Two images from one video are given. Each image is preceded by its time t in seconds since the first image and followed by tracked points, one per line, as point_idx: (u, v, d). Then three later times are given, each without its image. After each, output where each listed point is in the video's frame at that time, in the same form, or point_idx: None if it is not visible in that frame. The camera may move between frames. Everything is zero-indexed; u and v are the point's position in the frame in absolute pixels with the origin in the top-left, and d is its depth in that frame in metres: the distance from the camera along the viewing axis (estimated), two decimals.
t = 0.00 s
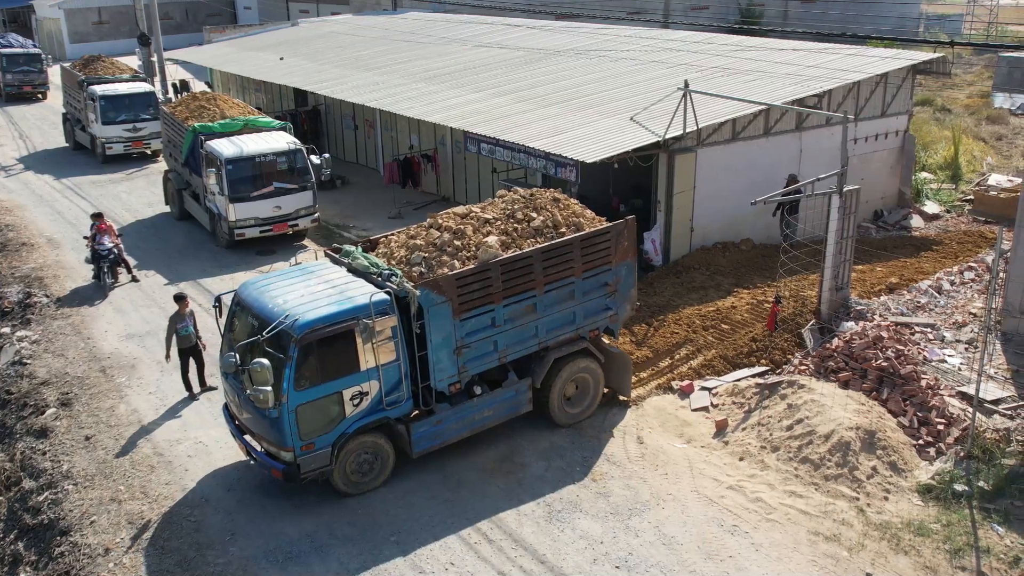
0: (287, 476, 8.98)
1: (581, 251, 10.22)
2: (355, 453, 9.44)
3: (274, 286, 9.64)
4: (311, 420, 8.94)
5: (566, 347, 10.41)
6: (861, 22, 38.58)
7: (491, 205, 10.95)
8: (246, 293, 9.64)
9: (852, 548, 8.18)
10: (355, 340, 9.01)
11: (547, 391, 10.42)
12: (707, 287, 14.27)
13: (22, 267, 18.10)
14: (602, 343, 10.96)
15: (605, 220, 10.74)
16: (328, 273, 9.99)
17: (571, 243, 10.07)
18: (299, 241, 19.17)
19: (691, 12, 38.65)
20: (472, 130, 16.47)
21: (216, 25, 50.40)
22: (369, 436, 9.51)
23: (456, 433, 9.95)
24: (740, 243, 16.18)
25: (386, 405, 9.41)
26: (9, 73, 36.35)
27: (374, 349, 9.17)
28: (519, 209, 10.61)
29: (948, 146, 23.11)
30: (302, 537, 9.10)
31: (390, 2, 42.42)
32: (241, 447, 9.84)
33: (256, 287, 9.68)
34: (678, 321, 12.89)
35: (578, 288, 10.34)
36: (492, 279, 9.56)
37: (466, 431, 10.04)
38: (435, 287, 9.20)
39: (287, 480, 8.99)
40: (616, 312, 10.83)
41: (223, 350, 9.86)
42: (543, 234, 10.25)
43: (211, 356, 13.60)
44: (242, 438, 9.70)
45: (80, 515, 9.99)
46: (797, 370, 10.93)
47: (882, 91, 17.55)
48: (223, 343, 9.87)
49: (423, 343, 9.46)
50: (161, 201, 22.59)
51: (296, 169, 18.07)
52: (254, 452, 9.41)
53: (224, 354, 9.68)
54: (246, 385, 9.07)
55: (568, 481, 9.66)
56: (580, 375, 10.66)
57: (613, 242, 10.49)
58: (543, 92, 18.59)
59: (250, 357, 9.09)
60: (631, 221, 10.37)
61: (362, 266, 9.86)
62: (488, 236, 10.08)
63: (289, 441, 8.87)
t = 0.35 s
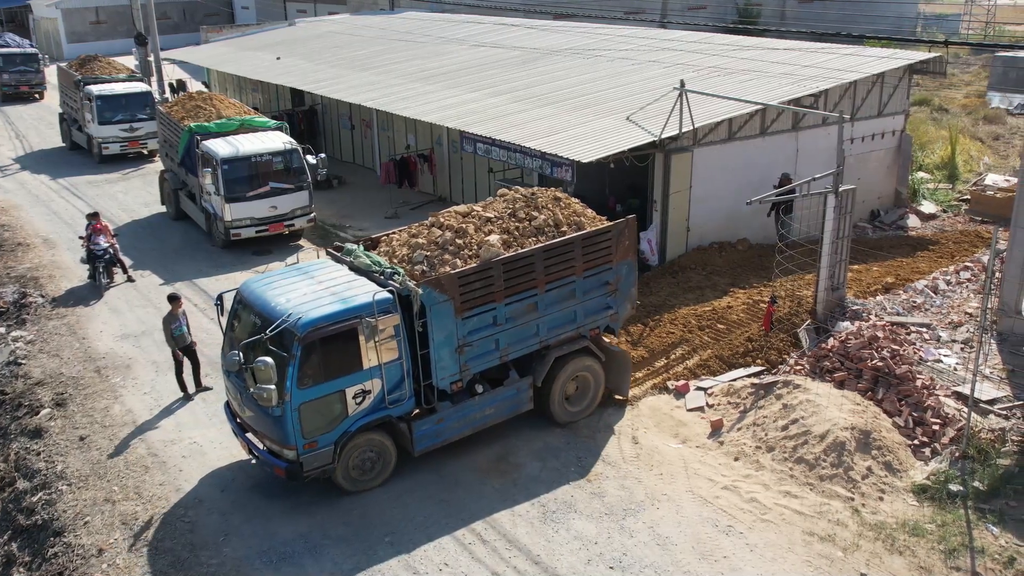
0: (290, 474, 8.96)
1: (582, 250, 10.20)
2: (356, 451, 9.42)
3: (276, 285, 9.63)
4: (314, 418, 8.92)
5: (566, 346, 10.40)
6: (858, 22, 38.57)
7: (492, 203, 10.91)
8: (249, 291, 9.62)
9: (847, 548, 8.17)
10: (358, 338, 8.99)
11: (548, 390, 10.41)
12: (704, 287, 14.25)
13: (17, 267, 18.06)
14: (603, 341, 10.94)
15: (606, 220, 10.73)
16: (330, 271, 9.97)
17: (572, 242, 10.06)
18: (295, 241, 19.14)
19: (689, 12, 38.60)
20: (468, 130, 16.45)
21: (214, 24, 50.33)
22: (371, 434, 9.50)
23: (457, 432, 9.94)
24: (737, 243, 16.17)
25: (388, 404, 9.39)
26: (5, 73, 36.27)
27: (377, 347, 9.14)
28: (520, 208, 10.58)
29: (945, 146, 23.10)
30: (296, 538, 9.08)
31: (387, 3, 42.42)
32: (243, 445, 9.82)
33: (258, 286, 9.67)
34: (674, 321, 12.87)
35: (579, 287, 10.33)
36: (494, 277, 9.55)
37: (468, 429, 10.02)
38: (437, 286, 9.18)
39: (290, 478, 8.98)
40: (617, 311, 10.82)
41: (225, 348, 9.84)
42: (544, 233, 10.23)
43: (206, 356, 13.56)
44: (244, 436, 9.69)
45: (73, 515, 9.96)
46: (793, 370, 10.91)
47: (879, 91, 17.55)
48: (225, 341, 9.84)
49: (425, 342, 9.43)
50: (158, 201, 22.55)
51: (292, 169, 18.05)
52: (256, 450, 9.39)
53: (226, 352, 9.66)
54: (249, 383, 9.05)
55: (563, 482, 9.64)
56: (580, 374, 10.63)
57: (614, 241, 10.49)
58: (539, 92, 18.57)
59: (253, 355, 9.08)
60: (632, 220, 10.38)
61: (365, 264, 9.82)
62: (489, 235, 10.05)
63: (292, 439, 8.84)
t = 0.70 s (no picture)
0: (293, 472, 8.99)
1: (584, 250, 10.18)
2: (357, 450, 9.42)
3: (279, 284, 9.61)
4: (317, 416, 8.92)
5: (568, 345, 10.37)
6: (858, 22, 38.54)
7: (494, 203, 10.86)
8: (252, 290, 9.60)
9: (842, 551, 8.13)
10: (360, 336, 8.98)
11: (549, 390, 10.38)
12: (700, 288, 14.22)
13: (14, 267, 18.03)
14: (605, 340, 10.90)
15: (607, 219, 10.70)
16: (333, 270, 9.95)
17: (573, 241, 10.04)
18: (292, 242, 19.10)
19: (688, 12, 38.55)
20: (465, 130, 16.41)
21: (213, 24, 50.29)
22: (373, 432, 9.49)
23: (459, 431, 9.91)
24: (734, 243, 16.14)
25: (391, 402, 9.36)
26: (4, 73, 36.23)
27: (380, 347, 9.12)
28: (522, 208, 10.55)
29: (944, 146, 23.07)
30: (289, 540, 9.04)
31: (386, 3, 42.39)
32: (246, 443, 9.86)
33: (261, 284, 9.66)
34: (670, 323, 12.83)
35: (581, 287, 10.30)
36: (496, 277, 9.54)
37: (470, 428, 9.99)
38: (440, 285, 9.16)
39: (293, 476, 9.03)
40: (619, 310, 10.79)
41: (228, 346, 9.86)
42: (546, 232, 10.18)
43: (201, 357, 13.53)
44: (247, 434, 9.71)
45: (66, 517, 9.92)
46: (789, 372, 10.87)
47: (876, 91, 17.52)
48: (228, 339, 9.85)
49: (427, 341, 9.41)
50: (155, 201, 22.53)
51: (289, 170, 18.01)
52: (260, 449, 9.39)
53: (229, 351, 9.66)
54: (252, 381, 9.07)
55: (557, 484, 9.60)
56: (581, 374, 10.60)
57: (616, 241, 10.46)
58: (537, 92, 18.54)
59: (256, 354, 9.07)
60: (634, 220, 10.35)
61: (367, 263, 9.74)
62: (492, 234, 10.00)
63: (295, 437, 8.83)
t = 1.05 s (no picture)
0: (292, 471, 8.91)
1: (582, 249, 10.14)
2: (357, 448, 9.37)
3: (277, 282, 9.55)
4: (316, 415, 8.85)
5: (567, 344, 10.34)
6: (854, 22, 38.51)
7: (493, 202, 10.84)
8: (249, 289, 9.53)
9: (834, 553, 8.08)
10: (354, 337, 8.89)
11: (547, 389, 10.33)
12: (694, 288, 14.17)
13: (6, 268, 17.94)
14: (603, 339, 10.86)
15: (606, 218, 10.64)
16: (330, 269, 9.88)
17: (572, 240, 10.00)
18: (285, 241, 19.03)
19: (685, 12, 38.47)
20: (458, 130, 16.34)
21: (209, 24, 50.16)
22: (371, 430, 9.43)
23: (458, 429, 9.86)
24: (728, 244, 16.11)
25: (390, 401, 9.30)
26: None
27: (378, 346, 9.07)
28: (520, 207, 10.52)
29: (939, 146, 23.02)
30: (278, 542, 8.97)
31: (383, 2, 42.33)
32: (244, 443, 9.79)
33: (259, 283, 9.59)
34: (663, 323, 12.76)
35: (579, 286, 10.26)
36: (495, 276, 9.51)
37: (469, 427, 9.94)
38: (438, 284, 9.14)
39: (292, 475, 8.94)
40: (617, 309, 10.75)
41: (225, 346, 9.77)
42: (545, 232, 10.16)
43: (193, 358, 13.46)
44: (245, 434, 9.64)
45: (55, 519, 9.84)
46: (782, 373, 10.82)
47: (872, 91, 17.45)
48: (225, 338, 9.77)
49: (426, 340, 9.38)
50: (149, 201, 22.46)
51: (282, 170, 17.93)
52: (258, 448, 9.31)
53: (227, 350, 9.58)
54: (251, 380, 8.99)
55: (549, 486, 9.54)
56: (580, 373, 10.56)
57: (614, 240, 10.41)
58: (531, 92, 18.48)
59: (255, 353, 8.99)
60: (632, 218, 10.30)
61: (365, 263, 9.70)
62: (490, 233, 9.98)
63: (294, 436, 8.76)
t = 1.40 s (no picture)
0: (293, 471, 8.84)
1: (582, 248, 10.09)
2: (358, 448, 9.32)
3: (278, 282, 9.47)
4: (317, 415, 8.78)
5: (567, 342, 10.29)
6: (850, 21, 38.48)
7: (492, 201, 10.76)
8: (250, 289, 9.45)
9: (826, 557, 8.02)
10: (349, 339, 8.80)
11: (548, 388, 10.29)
12: (688, 289, 14.11)
13: None
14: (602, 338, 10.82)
15: (605, 217, 10.57)
16: (330, 268, 9.80)
17: (571, 239, 9.95)
18: (279, 242, 18.95)
19: (681, 12, 38.44)
20: (451, 130, 16.28)
21: (204, 24, 50.03)
22: (372, 430, 9.38)
23: (459, 429, 9.82)
24: (722, 244, 16.06)
25: (391, 401, 9.25)
26: None
27: (379, 345, 9.01)
28: (520, 206, 10.44)
29: (935, 146, 22.97)
30: (267, 546, 8.89)
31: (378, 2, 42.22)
32: (244, 443, 9.70)
33: (259, 283, 9.51)
34: (657, 325, 12.69)
35: (579, 284, 10.21)
36: (495, 275, 9.47)
37: (469, 427, 9.90)
38: (439, 283, 9.09)
39: (294, 476, 8.87)
40: (617, 308, 10.70)
41: (225, 346, 9.69)
42: (544, 231, 10.09)
43: (184, 360, 13.37)
44: (246, 434, 9.55)
45: (43, 523, 9.74)
46: (775, 375, 10.75)
47: (867, 91, 17.41)
48: (225, 339, 9.69)
49: (426, 339, 9.33)
50: (142, 202, 22.35)
51: (276, 170, 17.85)
52: (259, 448, 9.24)
53: (227, 350, 9.50)
54: (252, 381, 8.91)
55: (541, 488, 9.47)
56: (580, 373, 10.53)
57: (613, 239, 10.35)
58: (525, 92, 18.41)
59: (255, 352, 8.92)
60: (632, 217, 10.23)
61: (365, 262, 9.63)
62: (490, 233, 9.91)
63: (295, 437, 8.69)
